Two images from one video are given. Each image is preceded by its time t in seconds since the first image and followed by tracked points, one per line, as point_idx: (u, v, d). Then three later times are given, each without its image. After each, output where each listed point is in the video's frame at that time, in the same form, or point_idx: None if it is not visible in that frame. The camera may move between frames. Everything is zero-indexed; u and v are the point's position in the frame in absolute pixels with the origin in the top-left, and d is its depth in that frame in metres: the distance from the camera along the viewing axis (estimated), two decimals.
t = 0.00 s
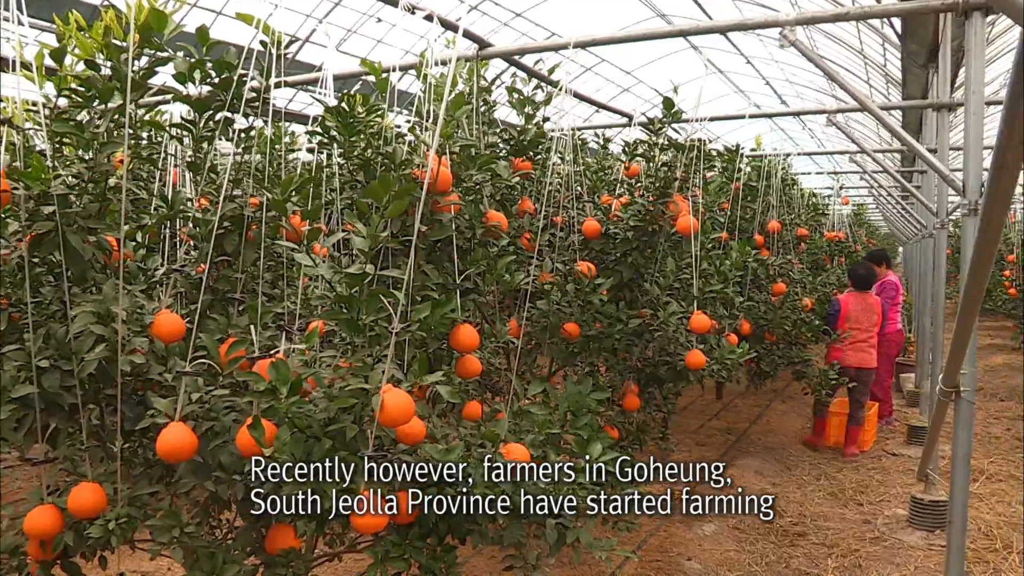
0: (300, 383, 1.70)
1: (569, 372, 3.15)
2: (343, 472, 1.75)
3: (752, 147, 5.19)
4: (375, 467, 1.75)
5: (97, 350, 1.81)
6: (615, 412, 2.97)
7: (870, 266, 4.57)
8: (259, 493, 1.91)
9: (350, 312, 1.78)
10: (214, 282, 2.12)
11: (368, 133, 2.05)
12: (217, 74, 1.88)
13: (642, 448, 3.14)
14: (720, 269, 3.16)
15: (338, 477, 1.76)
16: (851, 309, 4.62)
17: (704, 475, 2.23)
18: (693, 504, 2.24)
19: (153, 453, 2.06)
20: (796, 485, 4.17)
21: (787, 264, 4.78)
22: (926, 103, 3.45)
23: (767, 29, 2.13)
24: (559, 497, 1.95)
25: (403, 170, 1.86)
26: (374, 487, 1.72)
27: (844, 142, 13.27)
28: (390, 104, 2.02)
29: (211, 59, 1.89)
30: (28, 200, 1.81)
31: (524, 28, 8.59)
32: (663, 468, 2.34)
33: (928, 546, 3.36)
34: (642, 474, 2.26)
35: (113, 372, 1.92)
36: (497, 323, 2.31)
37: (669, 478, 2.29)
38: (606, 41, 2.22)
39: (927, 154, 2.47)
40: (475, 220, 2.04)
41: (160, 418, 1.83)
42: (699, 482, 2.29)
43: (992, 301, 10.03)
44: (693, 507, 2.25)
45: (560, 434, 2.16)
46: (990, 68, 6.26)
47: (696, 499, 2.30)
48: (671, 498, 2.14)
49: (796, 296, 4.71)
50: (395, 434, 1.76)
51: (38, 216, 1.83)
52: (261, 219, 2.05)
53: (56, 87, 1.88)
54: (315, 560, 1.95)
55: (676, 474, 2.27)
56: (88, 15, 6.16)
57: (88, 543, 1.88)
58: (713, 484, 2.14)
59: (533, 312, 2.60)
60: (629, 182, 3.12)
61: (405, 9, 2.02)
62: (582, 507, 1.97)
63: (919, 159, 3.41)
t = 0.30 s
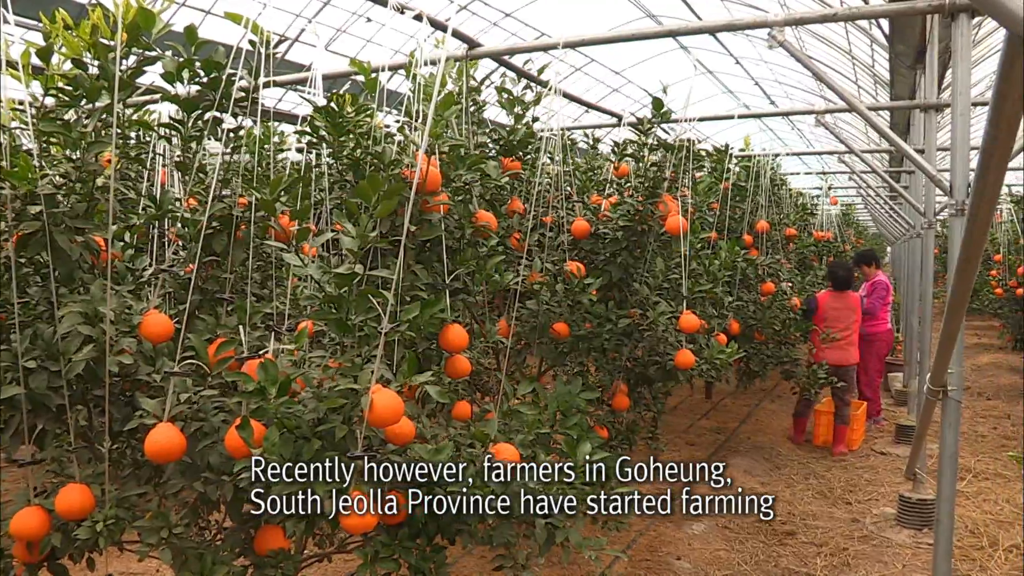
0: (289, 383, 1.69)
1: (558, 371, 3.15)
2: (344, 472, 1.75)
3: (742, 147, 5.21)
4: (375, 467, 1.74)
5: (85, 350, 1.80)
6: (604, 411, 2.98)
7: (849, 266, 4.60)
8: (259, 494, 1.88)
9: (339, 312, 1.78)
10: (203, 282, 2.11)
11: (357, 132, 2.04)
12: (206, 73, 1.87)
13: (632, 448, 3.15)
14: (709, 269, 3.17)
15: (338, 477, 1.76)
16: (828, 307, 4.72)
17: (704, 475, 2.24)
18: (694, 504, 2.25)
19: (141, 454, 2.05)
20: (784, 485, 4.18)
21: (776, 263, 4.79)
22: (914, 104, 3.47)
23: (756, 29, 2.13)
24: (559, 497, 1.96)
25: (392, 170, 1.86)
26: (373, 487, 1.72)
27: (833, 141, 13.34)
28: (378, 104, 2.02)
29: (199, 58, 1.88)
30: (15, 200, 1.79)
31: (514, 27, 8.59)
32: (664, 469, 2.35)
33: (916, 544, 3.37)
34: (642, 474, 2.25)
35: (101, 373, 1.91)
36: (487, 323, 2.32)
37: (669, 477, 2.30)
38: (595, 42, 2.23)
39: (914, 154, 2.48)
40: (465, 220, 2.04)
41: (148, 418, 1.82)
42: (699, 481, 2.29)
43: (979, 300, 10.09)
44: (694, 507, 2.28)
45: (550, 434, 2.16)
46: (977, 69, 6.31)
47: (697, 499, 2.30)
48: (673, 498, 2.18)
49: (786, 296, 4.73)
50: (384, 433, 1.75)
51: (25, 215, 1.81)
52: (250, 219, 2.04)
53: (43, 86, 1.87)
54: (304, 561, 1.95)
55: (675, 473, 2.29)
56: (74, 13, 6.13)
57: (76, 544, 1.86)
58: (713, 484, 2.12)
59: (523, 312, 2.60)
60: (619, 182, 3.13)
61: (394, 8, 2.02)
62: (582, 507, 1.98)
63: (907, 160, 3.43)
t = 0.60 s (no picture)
0: (278, 384, 1.69)
1: (548, 371, 3.15)
2: (344, 472, 1.70)
3: (732, 147, 5.23)
4: (375, 467, 1.74)
5: (73, 350, 1.78)
6: (594, 411, 2.98)
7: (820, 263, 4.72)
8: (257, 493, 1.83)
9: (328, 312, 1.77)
10: (192, 283, 2.11)
11: (346, 132, 2.04)
12: (194, 73, 1.86)
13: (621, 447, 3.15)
14: (698, 269, 3.19)
15: (338, 477, 1.71)
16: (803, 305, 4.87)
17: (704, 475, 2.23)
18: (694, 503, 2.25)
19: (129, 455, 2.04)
20: (772, 484, 4.19)
21: (765, 263, 4.80)
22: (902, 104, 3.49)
23: (745, 30, 2.14)
24: (559, 497, 1.98)
25: (382, 170, 1.86)
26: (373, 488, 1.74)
27: (823, 142, 13.40)
28: (368, 103, 2.02)
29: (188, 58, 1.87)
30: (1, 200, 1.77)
31: (504, 27, 8.60)
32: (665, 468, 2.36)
33: (904, 543, 3.39)
34: (642, 475, 2.25)
35: (89, 374, 1.90)
36: (476, 322, 2.32)
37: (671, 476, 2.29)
38: (585, 42, 2.24)
39: (903, 154, 2.49)
40: (454, 220, 2.04)
41: (137, 419, 1.81)
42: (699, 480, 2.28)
43: (967, 300, 10.15)
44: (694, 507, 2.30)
45: (540, 433, 2.16)
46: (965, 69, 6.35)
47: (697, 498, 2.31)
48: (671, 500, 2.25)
49: (775, 295, 4.74)
50: (374, 434, 1.74)
51: (12, 215, 1.80)
52: (239, 219, 2.04)
53: (30, 85, 1.85)
54: (294, 561, 1.94)
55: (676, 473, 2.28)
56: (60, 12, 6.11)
57: (64, 546, 1.85)
58: (713, 484, 2.12)
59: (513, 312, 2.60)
60: (608, 182, 3.13)
61: (383, 8, 2.01)
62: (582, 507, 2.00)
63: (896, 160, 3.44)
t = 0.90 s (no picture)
0: (268, 384, 1.69)
1: (539, 371, 3.15)
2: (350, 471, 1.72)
3: (722, 147, 5.24)
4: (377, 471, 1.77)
5: (63, 351, 1.77)
6: (584, 411, 2.99)
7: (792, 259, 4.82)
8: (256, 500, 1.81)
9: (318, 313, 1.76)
10: (181, 283, 2.10)
11: (337, 131, 2.04)
12: (184, 72, 1.85)
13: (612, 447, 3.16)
14: (689, 269, 3.20)
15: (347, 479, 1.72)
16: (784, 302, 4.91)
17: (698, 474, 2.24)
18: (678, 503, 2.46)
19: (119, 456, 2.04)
20: (763, 484, 4.20)
21: (756, 263, 4.80)
22: (891, 105, 3.51)
23: (735, 30, 2.15)
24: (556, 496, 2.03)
25: (372, 170, 1.86)
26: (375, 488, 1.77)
27: (815, 142, 13.46)
28: (359, 103, 2.01)
29: (178, 57, 1.86)
30: None
31: (495, 27, 8.61)
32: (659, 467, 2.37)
33: (894, 541, 3.40)
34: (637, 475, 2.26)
35: (79, 374, 1.89)
36: (467, 322, 2.33)
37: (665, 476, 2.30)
38: (575, 42, 2.25)
39: (892, 154, 2.50)
40: (445, 220, 2.04)
41: (126, 420, 1.80)
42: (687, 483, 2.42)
43: (956, 299, 10.22)
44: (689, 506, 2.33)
45: (531, 433, 2.17)
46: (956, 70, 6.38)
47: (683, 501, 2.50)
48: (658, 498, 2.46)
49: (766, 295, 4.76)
50: (365, 434, 1.73)
51: None
52: (229, 219, 2.04)
53: (18, 84, 1.84)
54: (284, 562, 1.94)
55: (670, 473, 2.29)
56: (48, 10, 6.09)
57: (52, 548, 1.84)
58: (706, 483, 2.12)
59: (504, 311, 2.60)
60: (599, 182, 3.14)
61: (374, 8, 2.01)
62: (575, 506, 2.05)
63: (886, 159, 3.45)
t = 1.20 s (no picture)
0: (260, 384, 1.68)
1: (531, 371, 3.16)
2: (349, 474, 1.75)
3: (715, 147, 5.25)
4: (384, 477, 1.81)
5: (54, 351, 1.77)
6: (576, 410, 3.00)
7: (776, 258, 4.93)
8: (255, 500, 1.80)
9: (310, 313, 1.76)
10: (173, 283, 2.10)
11: (329, 131, 2.04)
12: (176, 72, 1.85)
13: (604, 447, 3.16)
14: (681, 269, 3.21)
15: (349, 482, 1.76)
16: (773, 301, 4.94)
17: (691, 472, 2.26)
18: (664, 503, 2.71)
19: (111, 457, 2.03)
20: (755, 483, 4.21)
21: (749, 263, 4.82)
22: (883, 105, 3.52)
23: (727, 30, 2.15)
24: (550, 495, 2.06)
25: (364, 170, 1.86)
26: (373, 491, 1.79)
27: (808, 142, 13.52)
28: (351, 103, 2.01)
29: (169, 56, 1.86)
30: None
31: (488, 27, 8.61)
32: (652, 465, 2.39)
33: (886, 540, 3.42)
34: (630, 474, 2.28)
35: (70, 375, 1.88)
36: (459, 322, 2.34)
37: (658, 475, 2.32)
38: (566, 42, 2.25)
39: (883, 154, 2.51)
40: (437, 220, 2.04)
41: (117, 421, 1.79)
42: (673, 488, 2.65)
43: (948, 299, 10.26)
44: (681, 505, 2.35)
45: (523, 432, 2.17)
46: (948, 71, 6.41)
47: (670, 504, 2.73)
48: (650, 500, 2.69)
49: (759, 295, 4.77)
50: (357, 434, 1.72)
51: None
52: (221, 220, 2.04)
53: (8, 83, 1.83)
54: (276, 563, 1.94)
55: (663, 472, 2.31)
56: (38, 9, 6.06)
57: (43, 549, 1.83)
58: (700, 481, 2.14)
59: (497, 311, 2.61)
60: (591, 182, 3.15)
61: (366, 8, 2.01)
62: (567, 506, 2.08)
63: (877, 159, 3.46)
